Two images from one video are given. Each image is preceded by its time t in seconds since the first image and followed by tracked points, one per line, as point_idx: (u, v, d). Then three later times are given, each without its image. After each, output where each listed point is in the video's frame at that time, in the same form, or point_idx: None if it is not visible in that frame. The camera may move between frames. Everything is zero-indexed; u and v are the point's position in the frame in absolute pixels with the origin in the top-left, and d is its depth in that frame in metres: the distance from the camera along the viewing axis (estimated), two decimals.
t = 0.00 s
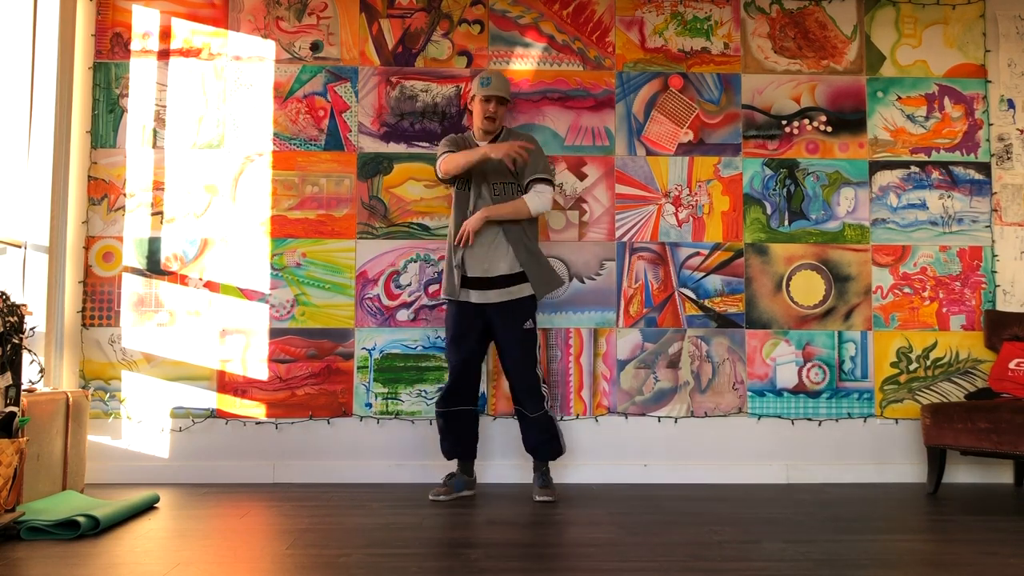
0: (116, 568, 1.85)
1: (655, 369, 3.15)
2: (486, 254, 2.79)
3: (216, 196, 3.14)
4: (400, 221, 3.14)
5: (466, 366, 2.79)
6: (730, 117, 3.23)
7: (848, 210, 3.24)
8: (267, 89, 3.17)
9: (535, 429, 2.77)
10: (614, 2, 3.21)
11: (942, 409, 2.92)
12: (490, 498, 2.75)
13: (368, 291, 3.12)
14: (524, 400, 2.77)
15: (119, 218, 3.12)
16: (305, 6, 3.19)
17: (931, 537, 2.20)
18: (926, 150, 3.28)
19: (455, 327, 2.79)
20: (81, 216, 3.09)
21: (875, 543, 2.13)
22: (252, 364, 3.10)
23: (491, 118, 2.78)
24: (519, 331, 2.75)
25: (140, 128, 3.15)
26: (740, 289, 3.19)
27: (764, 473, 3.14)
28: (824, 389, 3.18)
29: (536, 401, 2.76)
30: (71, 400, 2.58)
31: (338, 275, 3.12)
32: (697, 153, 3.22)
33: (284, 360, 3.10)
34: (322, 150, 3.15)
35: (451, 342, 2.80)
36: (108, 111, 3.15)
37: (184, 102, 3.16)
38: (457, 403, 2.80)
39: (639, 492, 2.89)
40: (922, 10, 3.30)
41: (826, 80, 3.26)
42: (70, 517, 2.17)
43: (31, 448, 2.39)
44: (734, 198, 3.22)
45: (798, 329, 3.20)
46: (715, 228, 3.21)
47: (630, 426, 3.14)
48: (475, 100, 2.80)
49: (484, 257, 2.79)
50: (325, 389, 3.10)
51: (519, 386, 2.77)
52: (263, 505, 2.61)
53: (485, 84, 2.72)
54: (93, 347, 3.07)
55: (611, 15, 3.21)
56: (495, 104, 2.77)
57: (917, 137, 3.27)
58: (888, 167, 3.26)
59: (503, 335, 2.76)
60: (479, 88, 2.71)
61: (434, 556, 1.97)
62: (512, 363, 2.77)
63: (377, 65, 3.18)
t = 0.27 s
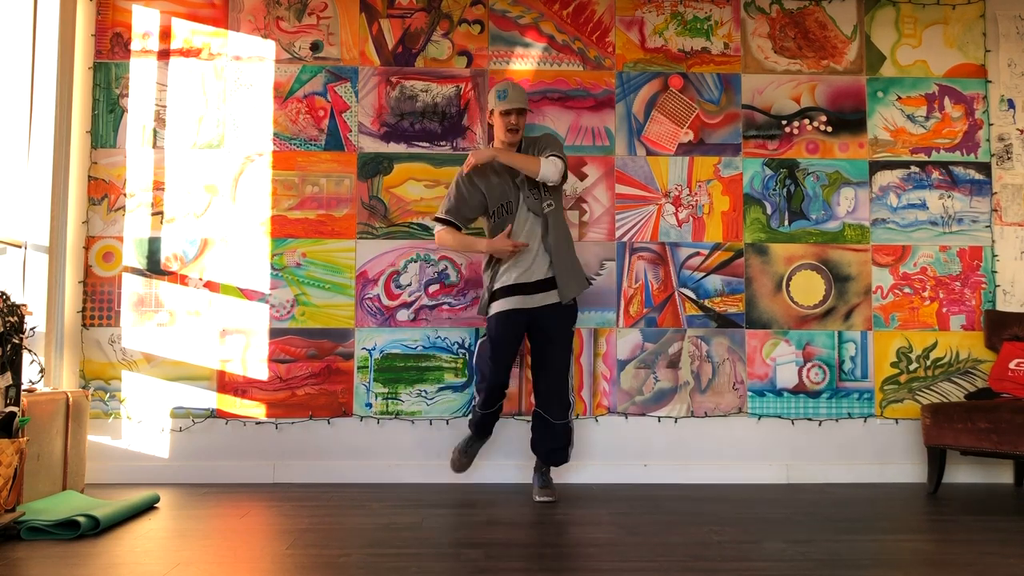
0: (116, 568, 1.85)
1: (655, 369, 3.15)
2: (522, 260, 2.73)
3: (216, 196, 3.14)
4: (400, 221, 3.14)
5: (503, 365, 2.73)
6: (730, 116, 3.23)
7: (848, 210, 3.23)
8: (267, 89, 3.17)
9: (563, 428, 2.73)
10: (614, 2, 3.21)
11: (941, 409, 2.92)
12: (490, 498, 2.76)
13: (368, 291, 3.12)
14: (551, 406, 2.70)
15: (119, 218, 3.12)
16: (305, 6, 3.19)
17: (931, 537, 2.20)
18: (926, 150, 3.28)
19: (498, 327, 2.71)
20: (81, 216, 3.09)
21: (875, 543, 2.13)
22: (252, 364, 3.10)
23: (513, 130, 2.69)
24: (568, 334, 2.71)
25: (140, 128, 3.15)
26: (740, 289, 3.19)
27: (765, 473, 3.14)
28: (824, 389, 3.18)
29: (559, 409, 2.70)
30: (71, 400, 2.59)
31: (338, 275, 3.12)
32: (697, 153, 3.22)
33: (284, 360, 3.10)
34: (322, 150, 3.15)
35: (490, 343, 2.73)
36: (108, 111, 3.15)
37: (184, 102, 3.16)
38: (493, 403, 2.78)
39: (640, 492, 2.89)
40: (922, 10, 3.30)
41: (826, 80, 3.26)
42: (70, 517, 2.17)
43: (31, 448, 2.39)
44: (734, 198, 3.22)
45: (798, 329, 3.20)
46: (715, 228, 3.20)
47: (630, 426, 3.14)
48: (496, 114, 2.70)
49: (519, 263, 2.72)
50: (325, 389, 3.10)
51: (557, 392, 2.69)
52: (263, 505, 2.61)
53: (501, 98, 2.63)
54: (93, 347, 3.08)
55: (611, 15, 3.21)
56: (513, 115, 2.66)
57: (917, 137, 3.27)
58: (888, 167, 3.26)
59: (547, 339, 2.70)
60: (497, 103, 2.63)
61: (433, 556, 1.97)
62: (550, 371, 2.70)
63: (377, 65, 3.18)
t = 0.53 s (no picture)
0: (116, 568, 1.85)
1: (655, 369, 3.15)
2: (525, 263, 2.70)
3: (216, 196, 3.14)
4: (400, 221, 3.14)
5: (526, 365, 2.61)
6: (730, 117, 3.23)
7: (848, 210, 3.24)
8: (267, 89, 3.17)
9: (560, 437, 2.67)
10: (614, 3, 3.21)
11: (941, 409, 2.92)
12: (490, 498, 2.76)
13: (368, 291, 3.12)
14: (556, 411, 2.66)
15: (119, 218, 3.12)
16: (306, 6, 3.19)
17: (931, 537, 2.20)
18: (926, 150, 3.28)
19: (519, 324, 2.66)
20: (81, 216, 3.09)
21: (875, 543, 2.13)
22: (252, 364, 3.10)
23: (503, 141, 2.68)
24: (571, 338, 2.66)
25: (140, 128, 3.15)
26: (740, 289, 3.19)
27: (765, 473, 3.14)
28: (824, 389, 3.18)
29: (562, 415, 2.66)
30: (71, 400, 2.58)
31: (338, 275, 3.12)
32: (697, 153, 3.22)
33: (284, 360, 3.10)
34: (322, 150, 3.15)
35: (508, 346, 2.63)
36: (108, 111, 3.15)
37: (184, 102, 3.16)
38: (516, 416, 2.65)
39: (640, 492, 2.89)
40: (922, 10, 3.30)
41: (826, 80, 3.26)
42: (70, 517, 2.17)
43: (31, 448, 2.39)
44: (734, 198, 3.22)
45: (799, 329, 3.20)
46: (715, 228, 3.21)
47: (630, 426, 3.14)
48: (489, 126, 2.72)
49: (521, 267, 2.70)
50: (325, 389, 3.10)
51: (561, 399, 2.65)
52: (263, 505, 2.61)
53: (489, 111, 2.62)
54: (93, 347, 3.07)
55: (611, 15, 3.21)
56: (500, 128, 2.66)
57: (917, 137, 3.27)
58: (888, 167, 3.26)
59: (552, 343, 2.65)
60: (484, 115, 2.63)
61: (434, 556, 1.97)
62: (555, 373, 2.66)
63: (377, 65, 3.18)
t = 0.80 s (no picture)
0: (116, 568, 1.85)
1: (655, 369, 3.15)
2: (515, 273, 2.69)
3: (216, 196, 3.14)
4: (400, 221, 3.14)
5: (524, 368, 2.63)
6: (730, 117, 3.23)
7: (848, 210, 3.24)
8: (267, 89, 3.17)
9: (559, 444, 2.59)
10: (614, 3, 3.21)
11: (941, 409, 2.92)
12: (490, 498, 2.76)
13: (368, 291, 3.12)
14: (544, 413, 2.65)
15: (119, 218, 3.12)
16: (305, 6, 3.19)
17: (931, 537, 2.20)
18: (926, 150, 3.28)
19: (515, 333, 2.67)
20: (81, 216, 3.09)
21: (875, 543, 2.13)
22: (252, 364, 3.10)
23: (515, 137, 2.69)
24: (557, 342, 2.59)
25: (140, 128, 3.15)
26: (740, 289, 3.19)
27: (765, 473, 3.14)
28: (824, 388, 3.18)
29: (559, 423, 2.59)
30: (71, 400, 2.58)
31: (338, 275, 3.12)
32: (697, 153, 3.22)
33: (284, 360, 3.10)
34: (322, 150, 3.15)
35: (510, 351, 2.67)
36: (108, 111, 3.15)
37: (184, 102, 3.16)
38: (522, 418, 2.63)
39: (640, 492, 2.89)
40: (922, 10, 3.30)
41: (826, 80, 3.26)
42: (70, 517, 2.17)
43: (31, 448, 2.39)
44: (734, 198, 3.22)
45: (799, 330, 3.20)
46: (715, 228, 3.20)
47: (630, 426, 3.14)
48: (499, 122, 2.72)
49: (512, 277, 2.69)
50: (325, 389, 3.10)
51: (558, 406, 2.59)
52: (263, 505, 2.61)
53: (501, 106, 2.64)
54: (93, 347, 3.07)
55: (611, 15, 3.21)
56: (513, 122, 2.66)
57: (917, 137, 3.27)
58: (888, 167, 3.26)
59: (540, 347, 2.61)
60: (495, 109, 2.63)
61: (433, 556, 1.97)
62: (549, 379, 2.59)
63: (377, 65, 3.18)
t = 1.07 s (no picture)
0: (116, 568, 1.85)
1: (655, 369, 3.15)
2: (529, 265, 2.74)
3: (216, 196, 3.14)
4: (400, 221, 3.14)
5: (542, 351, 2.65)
6: (730, 117, 3.23)
7: (848, 210, 3.24)
8: (267, 89, 3.17)
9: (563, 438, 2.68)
10: (614, 2, 3.21)
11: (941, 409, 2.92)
12: (490, 498, 2.76)
13: (368, 291, 3.12)
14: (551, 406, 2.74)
15: (119, 218, 3.12)
16: (305, 6, 3.19)
17: (931, 537, 2.20)
18: (926, 150, 3.28)
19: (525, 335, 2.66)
20: (81, 216, 3.09)
21: (875, 543, 2.13)
22: (252, 364, 3.10)
23: (542, 128, 2.70)
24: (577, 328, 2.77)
25: (140, 128, 3.15)
26: (740, 289, 3.19)
27: (765, 473, 3.14)
28: (824, 389, 3.18)
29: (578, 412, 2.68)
30: (71, 400, 2.58)
31: (338, 275, 3.12)
32: (697, 153, 3.22)
33: (284, 360, 3.10)
34: (322, 150, 3.15)
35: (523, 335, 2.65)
36: (108, 111, 3.15)
37: (184, 102, 3.16)
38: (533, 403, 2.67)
39: (640, 492, 2.89)
40: (922, 10, 3.30)
41: (826, 80, 3.26)
42: (70, 517, 2.17)
43: (31, 448, 2.39)
44: (734, 198, 3.22)
45: (799, 329, 3.20)
46: (715, 228, 3.21)
47: (630, 426, 3.14)
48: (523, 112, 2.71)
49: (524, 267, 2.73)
50: (325, 389, 3.10)
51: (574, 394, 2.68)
52: (263, 505, 2.61)
53: (529, 96, 2.65)
54: (93, 347, 3.07)
55: (611, 15, 3.21)
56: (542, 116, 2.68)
57: (917, 137, 3.27)
58: (888, 167, 3.26)
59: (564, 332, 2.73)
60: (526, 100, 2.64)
61: (433, 556, 1.97)
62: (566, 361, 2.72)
63: (377, 65, 3.18)
